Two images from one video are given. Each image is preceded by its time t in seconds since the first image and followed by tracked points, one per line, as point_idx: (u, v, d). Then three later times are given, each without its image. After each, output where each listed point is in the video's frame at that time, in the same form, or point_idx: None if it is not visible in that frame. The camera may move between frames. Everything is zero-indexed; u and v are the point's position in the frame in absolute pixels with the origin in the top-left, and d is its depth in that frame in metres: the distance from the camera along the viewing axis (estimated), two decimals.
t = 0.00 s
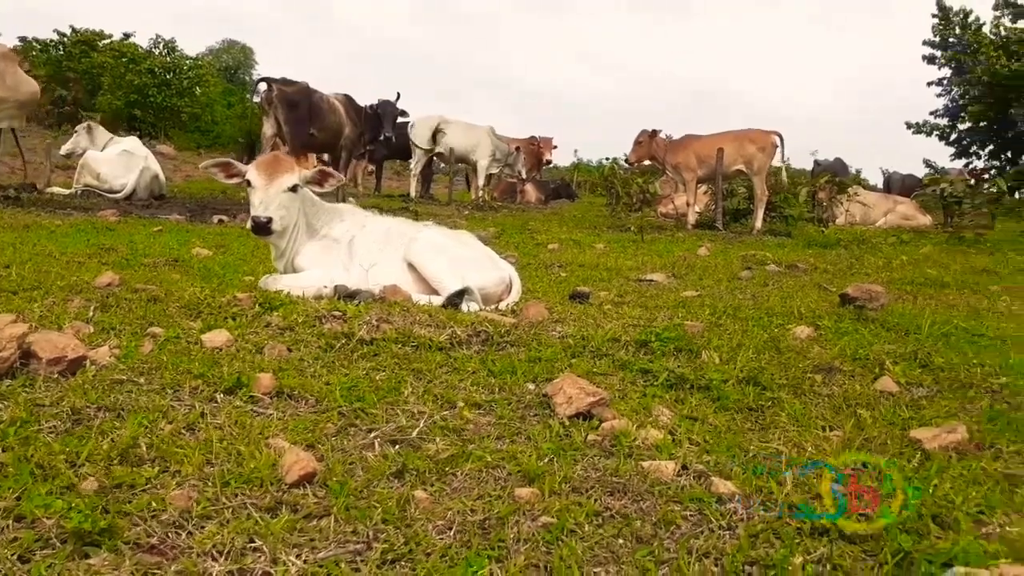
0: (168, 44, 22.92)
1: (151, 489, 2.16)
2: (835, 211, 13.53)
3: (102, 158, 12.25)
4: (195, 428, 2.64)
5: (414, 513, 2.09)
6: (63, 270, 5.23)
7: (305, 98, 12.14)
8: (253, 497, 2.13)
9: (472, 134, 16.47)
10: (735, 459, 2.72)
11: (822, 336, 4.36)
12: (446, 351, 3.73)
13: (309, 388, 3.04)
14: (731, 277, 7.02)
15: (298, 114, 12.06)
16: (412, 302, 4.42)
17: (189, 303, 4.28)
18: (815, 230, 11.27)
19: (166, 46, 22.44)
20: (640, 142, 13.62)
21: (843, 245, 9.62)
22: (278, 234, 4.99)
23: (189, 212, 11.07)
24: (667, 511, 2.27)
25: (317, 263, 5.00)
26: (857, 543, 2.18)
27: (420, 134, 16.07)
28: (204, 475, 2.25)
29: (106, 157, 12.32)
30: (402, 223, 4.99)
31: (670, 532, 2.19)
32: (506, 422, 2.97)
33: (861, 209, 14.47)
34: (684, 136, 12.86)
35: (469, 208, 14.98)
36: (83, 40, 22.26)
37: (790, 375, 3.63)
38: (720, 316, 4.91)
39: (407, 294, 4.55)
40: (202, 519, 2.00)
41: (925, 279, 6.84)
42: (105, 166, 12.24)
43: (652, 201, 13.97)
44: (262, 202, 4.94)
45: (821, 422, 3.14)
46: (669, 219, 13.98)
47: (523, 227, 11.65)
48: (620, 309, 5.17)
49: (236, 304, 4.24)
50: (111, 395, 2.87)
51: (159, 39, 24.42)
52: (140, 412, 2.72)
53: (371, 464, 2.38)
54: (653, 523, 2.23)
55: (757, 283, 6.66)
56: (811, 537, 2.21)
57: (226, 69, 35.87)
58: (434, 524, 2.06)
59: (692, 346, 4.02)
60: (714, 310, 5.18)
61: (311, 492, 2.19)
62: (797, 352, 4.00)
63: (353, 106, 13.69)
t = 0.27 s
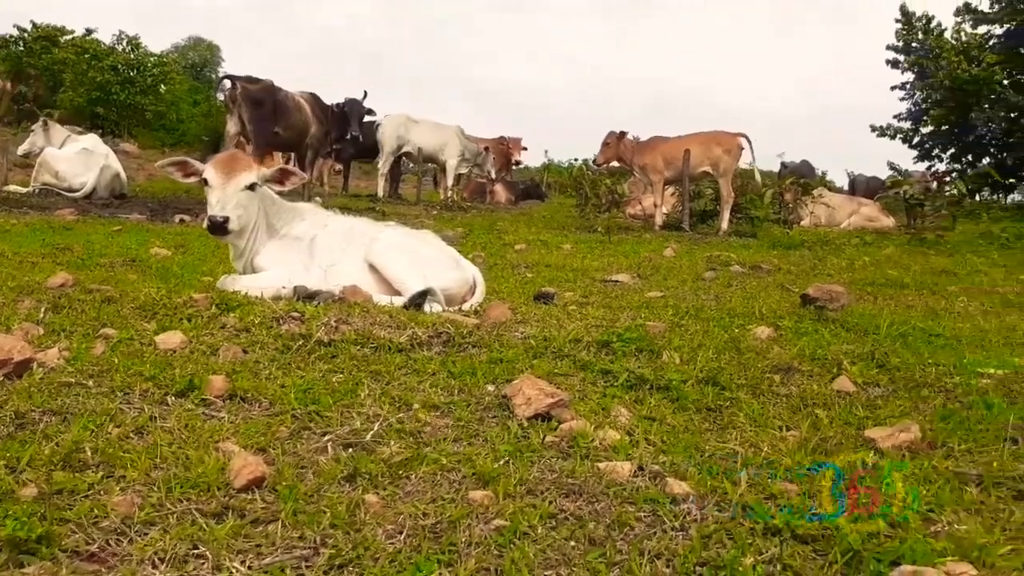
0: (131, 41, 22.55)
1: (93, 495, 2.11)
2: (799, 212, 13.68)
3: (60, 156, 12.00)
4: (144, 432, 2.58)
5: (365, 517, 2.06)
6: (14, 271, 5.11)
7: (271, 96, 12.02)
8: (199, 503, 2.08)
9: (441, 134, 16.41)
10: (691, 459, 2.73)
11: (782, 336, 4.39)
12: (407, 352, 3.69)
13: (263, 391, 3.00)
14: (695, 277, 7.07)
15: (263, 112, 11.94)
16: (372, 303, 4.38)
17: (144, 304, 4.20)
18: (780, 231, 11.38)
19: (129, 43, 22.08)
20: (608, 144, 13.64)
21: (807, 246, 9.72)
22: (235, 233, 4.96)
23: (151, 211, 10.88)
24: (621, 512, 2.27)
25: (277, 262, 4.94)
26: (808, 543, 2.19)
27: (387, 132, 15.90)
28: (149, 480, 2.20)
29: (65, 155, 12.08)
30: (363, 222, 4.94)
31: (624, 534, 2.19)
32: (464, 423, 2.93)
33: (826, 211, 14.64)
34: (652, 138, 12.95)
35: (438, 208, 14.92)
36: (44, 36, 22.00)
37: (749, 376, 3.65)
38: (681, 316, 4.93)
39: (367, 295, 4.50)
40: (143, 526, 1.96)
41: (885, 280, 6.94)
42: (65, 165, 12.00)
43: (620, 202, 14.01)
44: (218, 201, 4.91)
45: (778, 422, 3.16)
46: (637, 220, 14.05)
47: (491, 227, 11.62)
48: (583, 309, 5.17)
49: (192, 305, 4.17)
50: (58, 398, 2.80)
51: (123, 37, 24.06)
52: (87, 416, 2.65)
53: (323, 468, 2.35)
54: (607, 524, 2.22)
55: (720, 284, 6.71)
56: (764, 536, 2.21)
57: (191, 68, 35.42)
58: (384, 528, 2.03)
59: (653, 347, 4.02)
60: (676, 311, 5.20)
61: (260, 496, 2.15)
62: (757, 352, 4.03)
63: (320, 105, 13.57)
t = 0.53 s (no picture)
0: (99, 32, 22.22)
1: (45, 496, 2.07)
2: (768, 211, 13.83)
3: (23, 149, 11.75)
4: (100, 432, 2.54)
5: (323, 518, 2.04)
6: None
7: (239, 91, 11.91)
8: (153, 503, 2.06)
9: (411, 130, 16.31)
10: (654, 456, 2.74)
11: (747, 334, 4.43)
12: (372, 350, 3.66)
13: (224, 389, 2.96)
14: (664, 275, 7.12)
15: (231, 107, 11.81)
16: (337, 301, 4.34)
17: (104, 301, 4.13)
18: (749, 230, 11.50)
19: (96, 35, 21.73)
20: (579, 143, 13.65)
21: (775, 245, 9.83)
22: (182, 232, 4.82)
23: (116, 206, 10.70)
24: (582, 510, 2.27)
25: (241, 258, 4.89)
26: (767, 539, 2.21)
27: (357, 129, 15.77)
28: (103, 481, 2.16)
29: (28, 148, 11.83)
30: (330, 218, 4.88)
31: (585, 531, 2.19)
32: (430, 421, 2.91)
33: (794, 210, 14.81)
34: (623, 137, 13.01)
35: (409, 205, 14.85)
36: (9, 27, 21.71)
37: (712, 373, 3.68)
38: (649, 314, 4.96)
39: (333, 293, 4.47)
40: (96, 527, 1.93)
41: (850, 278, 7.03)
42: (27, 158, 11.75)
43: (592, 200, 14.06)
44: (163, 199, 4.77)
45: (740, 419, 3.19)
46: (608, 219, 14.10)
47: (462, 224, 11.59)
48: (552, 307, 5.18)
49: (154, 302, 4.10)
50: (12, 397, 2.75)
51: (90, 28, 23.67)
52: (42, 414, 2.60)
53: (282, 468, 2.33)
54: (568, 522, 2.22)
55: (689, 282, 6.77)
56: (724, 534, 2.22)
57: (160, 61, 34.96)
58: (341, 529, 2.01)
59: (620, 345, 4.04)
60: (645, 308, 5.23)
61: (217, 496, 2.12)
62: (722, 350, 4.07)
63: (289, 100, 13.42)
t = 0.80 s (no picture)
0: (65, 27, 21.83)
1: None
2: (738, 211, 13.94)
3: None
4: (55, 436, 2.49)
5: (280, 521, 2.02)
6: None
7: (206, 88, 11.75)
8: (105, 508, 2.02)
9: (383, 129, 16.20)
10: (617, 456, 2.75)
11: (713, 333, 4.46)
12: (337, 351, 3.62)
13: (184, 391, 2.92)
14: (634, 275, 7.14)
15: (198, 104, 11.66)
16: (302, 301, 4.29)
17: (63, 301, 4.05)
18: (719, 230, 11.57)
19: (62, 29, 21.36)
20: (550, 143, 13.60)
21: (744, 245, 9.90)
22: (140, 231, 4.75)
23: (81, 205, 10.52)
24: (545, 511, 2.27)
25: (205, 258, 4.82)
26: (727, 538, 2.21)
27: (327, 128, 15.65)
28: (55, 485, 2.12)
29: None
30: (295, 217, 4.83)
31: (547, 532, 2.18)
32: (393, 423, 2.88)
33: (764, 210, 14.94)
34: (595, 137, 13.04)
35: (381, 204, 14.77)
36: None
37: (678, 372, 3.70)
38: (617, 314, 4.97)
39: (298, 292, 4.42)
40: (45, 533, 1.89)
41: (817, 278, 7.09)
42: None
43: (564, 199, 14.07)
44: (121, 198, 4.69)
45: (705, 418, 3.21)
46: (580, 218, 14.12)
47: (434, 223, 11.54)
48: (521, 307, 5.17)
49: (114, 303, 4.04)
50: None
51: (55, 23, 23.26)
52: None
53: (240, 471, 2.30)
54: (530, 523, 2.21)
55: (658, 281, 6.80)
56: (685, 533, 2.23)
57: (128, 57, 34.45)
58: (299, 533, 1.99)
59: (587, 344, 4.04)
60: (613, 308, 5.24)
61: (173, 501, 2.09)
62: (688, 349, 4.08)
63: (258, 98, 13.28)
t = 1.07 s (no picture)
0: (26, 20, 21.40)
1: None
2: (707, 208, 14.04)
3: None
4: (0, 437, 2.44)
5: (229, 523, 1.99)
6: None
7: (170, 83, 11.57)
8: (49, 511, 1.98)
9: (352, 125, 16.07)
10: (576, 453, 2.74)
11: (676, 330, 4.48)
12: (297, 349, 3.58)
13: (137, 390, 2.87)
14: (601, 272, 7.16)
15: (162, 99, 11.48)
16: (262, 299, 4.25)
17: (16, 300, 3.97)
18: (687, 227, 11.64)
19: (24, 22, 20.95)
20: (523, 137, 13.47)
21: (712, 242, 9.96)
22: (97, 227, 4.66)
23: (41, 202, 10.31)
24: (500, 508, 2.26)
25: (164, 255, 4.75)
26: (683, 533, 2.22)
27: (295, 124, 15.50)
28: None
29: None
30: (257, 213, 4.77)
31: (502, 530, 2.18)
32: (351, 422, 2.85)
33: (732, 207, 15.07)
34: (566, 133, 13.07)
35: (350, 200, 14.66)
36: None
37: (639, 368, 3.71)
38: (583, 310, 4.98)
39: (258, 290, 4.37)
40: None
41: (781, 275, 7.15)
42: None
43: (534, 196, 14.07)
44: (76, 194, 4.60)
45: (665, 413, 3.22)
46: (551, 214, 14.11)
47: (403, 220, 11.48)
48: (486, 304, 5.16)
49: (69, 301, 3.96)
50: None
51: (16, 15, 22.80)
52: None
53: (191, 471, 2.27)
54: (485, 521, 2.20)
55: (625, 278, 6.83)
56: (640, 529, 2.23)
57: (92, 52, 33.87)
58: (247, 534, 1.97)
59: (551, 341, 4.04)
60: (579, 305, 5.24)
61: (119, 502, 2.06)
62: (651, 345, 4.10)
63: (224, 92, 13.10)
